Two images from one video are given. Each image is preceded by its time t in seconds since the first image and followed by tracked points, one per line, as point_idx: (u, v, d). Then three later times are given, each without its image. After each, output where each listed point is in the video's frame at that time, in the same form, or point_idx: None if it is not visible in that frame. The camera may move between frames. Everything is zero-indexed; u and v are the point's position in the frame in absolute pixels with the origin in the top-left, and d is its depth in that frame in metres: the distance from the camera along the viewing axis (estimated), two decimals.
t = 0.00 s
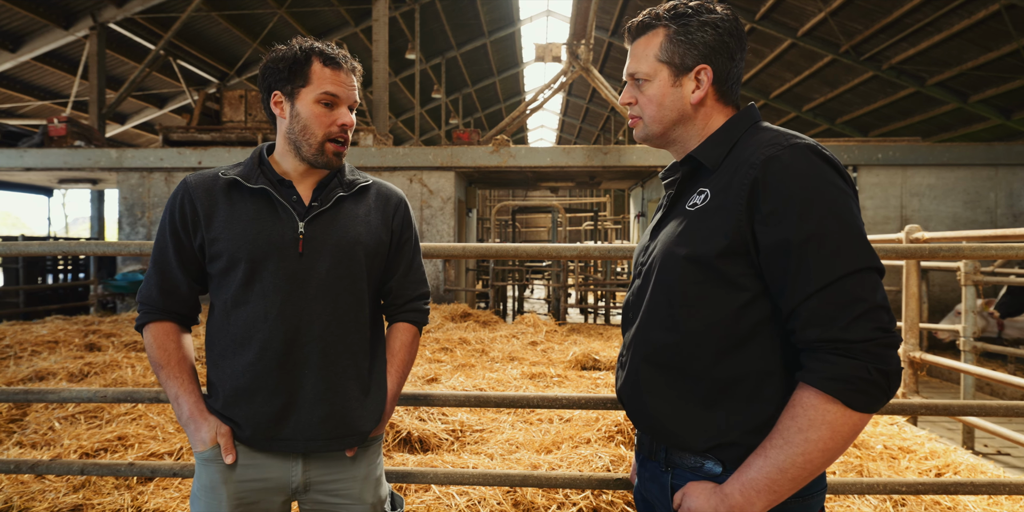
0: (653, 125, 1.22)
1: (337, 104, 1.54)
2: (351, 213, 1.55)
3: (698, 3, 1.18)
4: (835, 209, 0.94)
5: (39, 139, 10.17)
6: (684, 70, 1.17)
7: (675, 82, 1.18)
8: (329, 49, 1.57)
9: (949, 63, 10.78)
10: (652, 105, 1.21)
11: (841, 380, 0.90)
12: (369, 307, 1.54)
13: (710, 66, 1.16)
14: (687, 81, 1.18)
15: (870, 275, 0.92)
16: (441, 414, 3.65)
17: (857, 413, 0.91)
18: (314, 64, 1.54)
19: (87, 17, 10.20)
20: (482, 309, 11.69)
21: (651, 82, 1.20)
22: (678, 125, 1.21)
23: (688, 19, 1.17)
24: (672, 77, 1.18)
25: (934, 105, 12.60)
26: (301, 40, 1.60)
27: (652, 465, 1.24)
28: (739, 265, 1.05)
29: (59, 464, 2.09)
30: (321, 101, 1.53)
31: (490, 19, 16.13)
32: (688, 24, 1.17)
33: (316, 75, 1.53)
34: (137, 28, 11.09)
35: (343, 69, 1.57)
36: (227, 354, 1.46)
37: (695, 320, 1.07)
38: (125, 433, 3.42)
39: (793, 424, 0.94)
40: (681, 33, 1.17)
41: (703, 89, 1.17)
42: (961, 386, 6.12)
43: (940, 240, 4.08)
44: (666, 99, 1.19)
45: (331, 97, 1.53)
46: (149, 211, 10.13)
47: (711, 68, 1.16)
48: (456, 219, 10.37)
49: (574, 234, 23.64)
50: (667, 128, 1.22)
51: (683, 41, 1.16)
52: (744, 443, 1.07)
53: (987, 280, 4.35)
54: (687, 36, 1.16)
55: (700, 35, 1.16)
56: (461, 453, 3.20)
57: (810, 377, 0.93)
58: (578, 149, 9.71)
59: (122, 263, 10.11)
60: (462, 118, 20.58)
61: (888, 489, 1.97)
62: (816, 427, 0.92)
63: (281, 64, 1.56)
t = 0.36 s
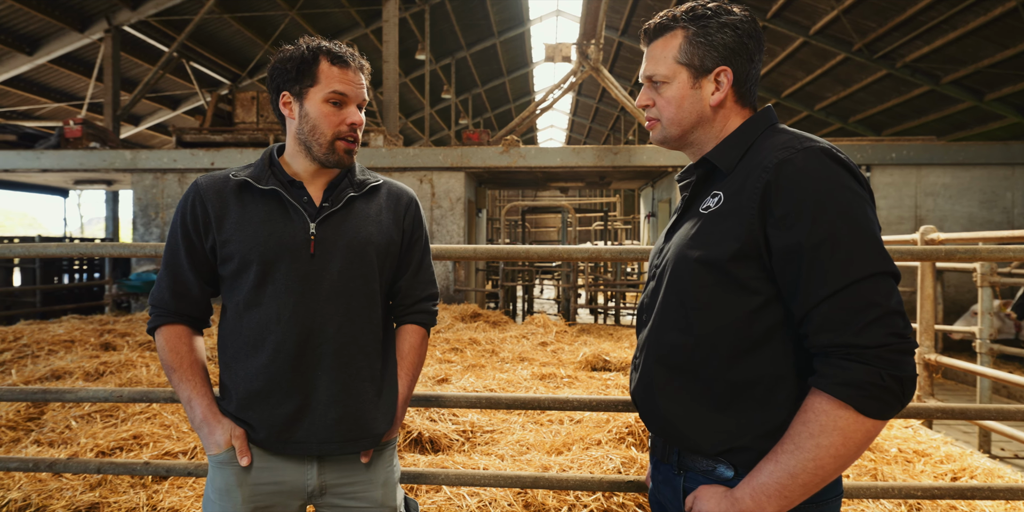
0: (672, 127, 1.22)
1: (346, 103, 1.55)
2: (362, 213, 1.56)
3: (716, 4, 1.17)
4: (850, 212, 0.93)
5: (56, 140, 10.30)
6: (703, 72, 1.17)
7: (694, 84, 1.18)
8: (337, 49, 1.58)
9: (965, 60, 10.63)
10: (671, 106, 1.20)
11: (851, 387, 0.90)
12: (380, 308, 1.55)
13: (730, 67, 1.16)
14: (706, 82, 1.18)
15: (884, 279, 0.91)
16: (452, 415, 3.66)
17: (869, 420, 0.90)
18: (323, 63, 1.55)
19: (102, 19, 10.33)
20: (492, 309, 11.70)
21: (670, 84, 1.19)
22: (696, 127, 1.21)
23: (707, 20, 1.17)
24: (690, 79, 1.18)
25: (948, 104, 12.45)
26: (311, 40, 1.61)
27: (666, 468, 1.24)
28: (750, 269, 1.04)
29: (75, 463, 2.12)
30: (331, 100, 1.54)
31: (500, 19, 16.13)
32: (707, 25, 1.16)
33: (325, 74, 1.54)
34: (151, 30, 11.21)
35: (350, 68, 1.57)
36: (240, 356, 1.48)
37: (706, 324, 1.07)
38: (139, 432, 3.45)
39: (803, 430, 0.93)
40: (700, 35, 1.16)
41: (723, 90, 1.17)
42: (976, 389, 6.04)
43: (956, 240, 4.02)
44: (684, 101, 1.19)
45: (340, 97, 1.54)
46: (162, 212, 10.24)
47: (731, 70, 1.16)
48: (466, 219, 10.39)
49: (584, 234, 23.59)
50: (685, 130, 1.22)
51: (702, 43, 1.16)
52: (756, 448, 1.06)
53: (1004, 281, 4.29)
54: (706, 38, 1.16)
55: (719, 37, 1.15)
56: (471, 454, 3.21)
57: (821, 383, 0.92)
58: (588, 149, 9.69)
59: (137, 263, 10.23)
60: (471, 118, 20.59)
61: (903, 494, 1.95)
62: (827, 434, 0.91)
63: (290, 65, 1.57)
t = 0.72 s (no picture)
0: (688, 136, 1.22)
1: (362, 110, 1.57)
2: (377, 221, 1.57)
3: (734, 13, 1.17)
4: (868, 223, 0.92)
5: (76, 143, 10.48)
6: (719, 82, 1.17)
7: (710, 94, 1.18)
8: (352, 59, 1.60)
9: (984, 58, 10.46)
10: (687, 116, 1.20)
11: (866, 399, 0.89)
12: (395, 314, 1.56)
13: (747, 78, 1.16)
14: (723, 93, 1.17)
15: (901, 290, 0.90)
16: (467, 417, 3.67)
17: (884, 433, 0.89)
18: (339, 73, 1.57)
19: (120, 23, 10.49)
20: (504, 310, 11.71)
21: (686, 94, 1.19)
22: (712, 137, 1.20)
23: (724, 30, 1.16)
24: (706, 90, 1.18)
25: (967, 102, 12.25)
26: (327, 50, 1.63)
27: (683, 477, 1.23)
28: (765, 279, 1.04)
29: (99, 464, 2.16)
30: (347, 108, 1.55)
31: (512, 20, 16.14)
32: (724, 36, 1.16)
33: (342, 83, 1.56)
34: (167, 34, 11.36)
35: (365, 76, 1.59)
36: (259, 361, 1.50)
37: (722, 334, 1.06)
38: (159, 433, 3.51)
39: (818, 441, 0.92)
40: (717, 45, 1.16)
41: (739, 101, 1.17)
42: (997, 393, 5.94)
43: (977, 243, 3.96)
44: (701, 111, 1.19)
45: (356, 104, 1.55)
46: (179, 213, 10.38)
47: (748, 80, 1.16)
48: (478, 220, 10.41)
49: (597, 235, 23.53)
50: (701, 140, 1.21)
51: (719, 53, 1.16)
52: (771, 458, 1.05)
53: None
54: (722, 48, 1.16)
55: (736, 48, 1.15)
56: (486, 456, 3.22)
57: (836, 395, 0.92)
58: (601, 150, 9.65)
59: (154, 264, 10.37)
60: (484, 119, 20.61)
61: (924, 502, 1.92)
62: (842, 446, 0.90)
63: (307, 75, 1.59)
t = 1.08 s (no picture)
0: (698, 141, 1.22)
1: (382, 117, 1.58)
2: (390, 225, 1.59)
3: (750, 19, 1.17)
4: (880, 231, 0.92)
5: (90, 145, 10.61)
6: (731, 88, 1.17)
7: (722, 99, 1.18)
8: (370, 68, 1.62)
9: (999, 56, 10.33)
10: (698, 120, 1.21)
11: (877, 407, 0.89)
12: (407, 316, 1.57)
13: (759, 84, 1.16)
14: (735, 98, 1.18)
15: (912, 298, 0.89)
16: (477, 418, 3.69)
17: (894, 440, 0.89)
18: (357, 81, 1.59)
19: (134, 26, 10.62)
20: (513, 310, 11.73)
21: (698, 98, 1.20)
22: (724, 142, 1.21)
23: (739, 36, 1.17)
24: (719, 94, 1.18)
25: (981, 100, 12.11)
26: (345, 59, 1.65)
27: (694, 480, 1.23)
28: (776, 285, 1.04)
29: (116, 463, 2.20)
30: (367, 116, 1.57)
31: (520, 20, 16.14)
32: (739, 41, 1.16)
33: (360, 91, 1.58)
34: (179, 36, 11.48)
35: (383, 84, 1.61)
36: (275, 362, 1.52)
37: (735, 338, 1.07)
38: (174, 432, 3.55)
39: (828, 448, 0.93)
40: (731, 50, 1.16)
41: (751, 107, 1.17)
42: (1011, 396, 5.89)
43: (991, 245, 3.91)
44: (712, 116, 1.19)
45: (374, 112, 1.57)
46: (192, 215, 10.48)
47: (760, 87, 1.16)
48: (487, 221, 10.43)
49: (606, 235, 23.49)
50: (712, 144, 1.22)
51: (732, 59, 1.16)
52: (780, 464, 1.06)
53: None
54: (737, 54, 1.16)
55: (750, 54, 1.15)
56: (496, 458, 3.23)
57: (846, 402, 0.92)
58: (610, 150, 9.63)
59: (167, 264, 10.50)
60: (492, 119, 20.64)
61: (937, 505, 1.91)
62: (851, 453, 0.91)
63: (325, 83, 1.60)
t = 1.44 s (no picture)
0: (706, 142, 1.23)
1: (388, 122, 1.59)
2: (398, 227, 1.60)
3: (758, 22, 1.18)
4: (893, 233, 0.92)
5: (93, 145, 10.63)
6: (739, 89, 1.18)
7: (730, 101, 1.19)
8: (376, 72, 1.63)
9: (1001, 56, 10.33)
10: (706, 122, 1.21)
11: (891, 407, 0.89)
12: (414, 317, 1.58)
13: (767, 86, 1.16)
14: (743, 100, 1.18)
15: (925, 299, 0.90)
16: (481, 419, 3.69)
17: (907, 441, 0.90)
18: (364, 86, 1.60)
19: (136, 27, 10.64)
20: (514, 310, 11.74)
21: (706, 100, 1.21)
22: (732, 143, 1.21)
23: (747, 38, 1.17)
24: (727, 96, 1.18)
25: (983, 100, 12.10)
26: (350, 62, 1.66)
27: (702, 481, 1.24)
28: (788, 287, 1.04)
29: (124, 463, 2.20)
30: (374, 120, 1.58)
31: (522, 20, 16.14)
32: (746, 44, 1.17)
33: (367, 97, 1.58)
34: (182, 36, 11.50)
35: (389, 89, 1.62)
36: (285, 363, 1.52)
37: (747, 340, 1.07)
38: (179, 432, 3.55)
39: (840, 449, 0.93)
40: (738, 53, 1.17)
41: (758, 108, 1.18)
42: (1014, 396, 5.89)
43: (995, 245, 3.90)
44: (720, 117, 1.20)
45: (383, 117, 1.58)
46: (194, 215, 10.50)
47: (768, 89, 1.16)
48: (489, 221, 10.44)
49: (608, 235, 23.48)
50: (720, 146, 1.23)
51: (740, 60, 1.17)
52: (791, 464, 1.06)
53: None
54: (745, 56, 1.16)
55: (758, 55, 1.16)
56: (501, 458, 3.23)
57: (859, 403, 0.92)
58: (612, 150, 9.62)
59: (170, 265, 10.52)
60: (493, 119, 20.65)
61: (944, 505, 1.90)
62: (864, 454, 0.91)
63: (332, 88, 1.62)
